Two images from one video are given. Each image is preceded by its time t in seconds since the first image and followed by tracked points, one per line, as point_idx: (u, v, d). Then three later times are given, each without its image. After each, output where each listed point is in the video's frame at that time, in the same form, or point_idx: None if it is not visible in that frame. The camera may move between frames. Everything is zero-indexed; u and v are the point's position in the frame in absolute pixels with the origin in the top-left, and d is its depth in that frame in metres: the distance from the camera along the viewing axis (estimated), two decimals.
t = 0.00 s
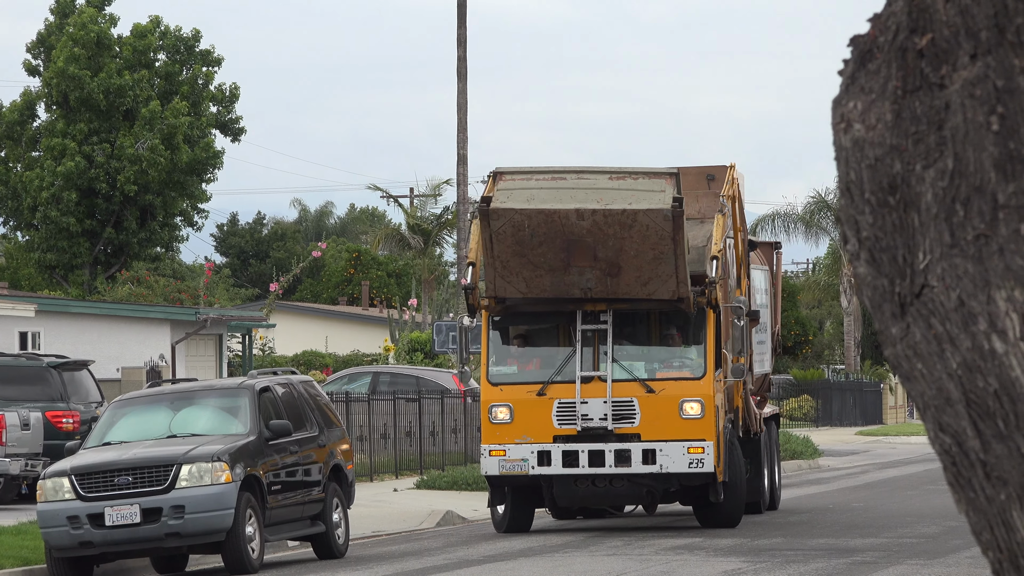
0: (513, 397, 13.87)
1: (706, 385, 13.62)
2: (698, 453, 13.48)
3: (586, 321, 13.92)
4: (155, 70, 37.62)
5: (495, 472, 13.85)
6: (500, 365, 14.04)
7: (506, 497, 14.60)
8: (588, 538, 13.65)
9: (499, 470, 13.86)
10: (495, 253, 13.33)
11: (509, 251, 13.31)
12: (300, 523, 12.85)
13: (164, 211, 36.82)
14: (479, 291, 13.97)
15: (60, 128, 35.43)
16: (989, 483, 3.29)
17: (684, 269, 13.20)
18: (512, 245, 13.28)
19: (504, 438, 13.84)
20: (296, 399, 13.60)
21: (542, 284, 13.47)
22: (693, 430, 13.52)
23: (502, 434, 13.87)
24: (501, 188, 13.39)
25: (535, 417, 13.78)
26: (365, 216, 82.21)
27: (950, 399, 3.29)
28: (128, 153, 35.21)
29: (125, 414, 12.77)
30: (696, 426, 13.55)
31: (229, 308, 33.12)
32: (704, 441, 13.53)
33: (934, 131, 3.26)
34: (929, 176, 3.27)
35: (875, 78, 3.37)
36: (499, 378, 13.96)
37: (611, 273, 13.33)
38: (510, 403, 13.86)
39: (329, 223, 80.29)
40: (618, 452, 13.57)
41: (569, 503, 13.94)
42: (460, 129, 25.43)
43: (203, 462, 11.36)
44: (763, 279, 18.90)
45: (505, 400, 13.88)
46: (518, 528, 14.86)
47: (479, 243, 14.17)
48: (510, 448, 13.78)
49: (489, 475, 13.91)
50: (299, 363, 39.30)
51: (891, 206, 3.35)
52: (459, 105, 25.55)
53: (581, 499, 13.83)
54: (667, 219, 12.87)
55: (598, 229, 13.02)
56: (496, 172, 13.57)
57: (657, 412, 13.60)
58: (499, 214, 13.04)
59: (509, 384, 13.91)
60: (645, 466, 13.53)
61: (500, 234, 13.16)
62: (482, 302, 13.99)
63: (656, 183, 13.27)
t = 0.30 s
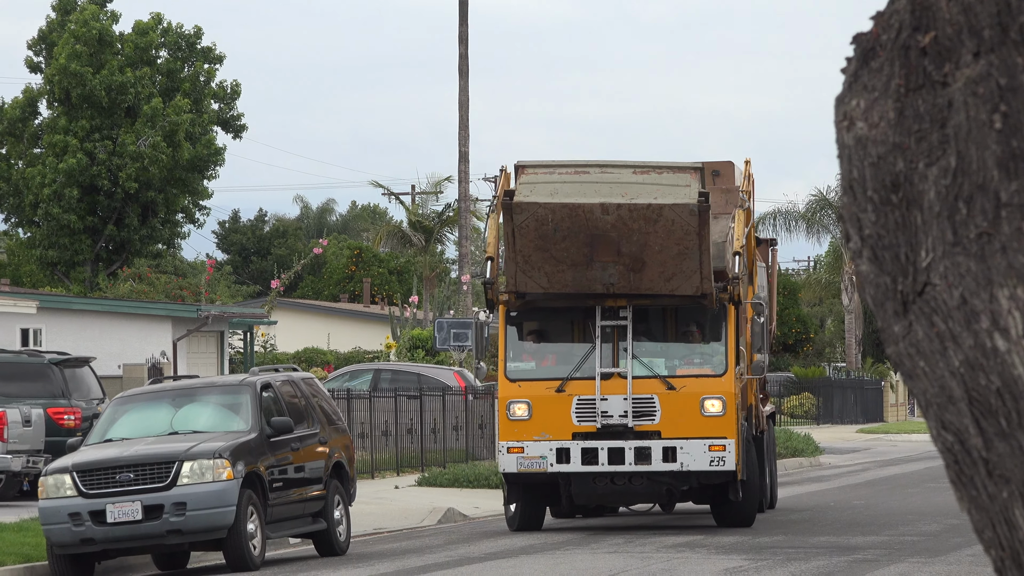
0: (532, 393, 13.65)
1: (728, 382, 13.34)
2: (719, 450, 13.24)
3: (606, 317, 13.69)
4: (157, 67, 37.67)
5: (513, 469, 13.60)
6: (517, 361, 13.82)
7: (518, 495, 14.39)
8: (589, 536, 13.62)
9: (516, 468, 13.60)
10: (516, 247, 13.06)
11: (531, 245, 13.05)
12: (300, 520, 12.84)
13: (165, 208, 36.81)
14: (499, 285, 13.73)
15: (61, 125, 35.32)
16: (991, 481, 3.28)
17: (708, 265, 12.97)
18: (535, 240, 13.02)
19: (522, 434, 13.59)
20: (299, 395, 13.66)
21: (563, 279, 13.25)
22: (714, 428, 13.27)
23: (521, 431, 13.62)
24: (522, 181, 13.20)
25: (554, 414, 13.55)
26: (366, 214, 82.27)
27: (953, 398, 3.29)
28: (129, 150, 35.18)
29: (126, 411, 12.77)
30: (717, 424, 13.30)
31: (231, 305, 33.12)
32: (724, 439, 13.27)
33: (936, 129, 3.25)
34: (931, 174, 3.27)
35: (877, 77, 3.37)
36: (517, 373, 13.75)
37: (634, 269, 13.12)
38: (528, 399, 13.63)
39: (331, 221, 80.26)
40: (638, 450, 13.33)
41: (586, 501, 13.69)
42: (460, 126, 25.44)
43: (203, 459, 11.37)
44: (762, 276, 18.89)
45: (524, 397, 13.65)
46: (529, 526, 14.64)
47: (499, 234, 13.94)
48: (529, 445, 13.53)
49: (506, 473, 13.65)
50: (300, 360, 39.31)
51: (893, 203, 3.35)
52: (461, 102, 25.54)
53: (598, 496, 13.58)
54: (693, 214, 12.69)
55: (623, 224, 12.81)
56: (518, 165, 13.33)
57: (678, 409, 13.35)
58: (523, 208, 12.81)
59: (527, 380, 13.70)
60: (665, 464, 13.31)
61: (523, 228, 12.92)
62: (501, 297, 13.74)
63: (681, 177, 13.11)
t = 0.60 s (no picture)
0: (545, 390, 13.40)
1: (743, 378, 13.18)
2: (735, 448, 13.05)
3: (619, 313, 13.43)
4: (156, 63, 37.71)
5: (526, 466, 13.37)
6: (528, 357, 13.54)
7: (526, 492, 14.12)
8: (588, 533, 13.62)
9: (529, 465, 13.38)
10: (532, 242, 12.72)
11: (547, 240, 12.69)
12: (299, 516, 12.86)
13: (164, 204, 36.82)
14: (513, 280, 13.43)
15: (61, 121, 35.22)
16: (990, 477, 3.28)
17: (727, 259, 12.66)
18: (551, 234, 12.66)
19: (534, 431, 13.36)
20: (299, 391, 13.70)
21: (579, 274, 12.87)
22: (730, 425, 13.11)
23: (533, 427, 13.39)
24: (539, 174, 12.78)
25: (567, 409, 13.31)
26: (364, 211, 82.34)
27: (951, 394, 3.29)
28: (127, 146, 35.17)
29: (124, 408, 12.76)
30: (733, 421, 13.13)
31: (229, 301, 33.11)
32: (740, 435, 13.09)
33: (935, 125, 3.26)
34: (930, 170, 3.27)
35: (876, 73, 3.38)
36: (530, 369, 13.47)
37: (651, 264, 12.79)
38: (541, 395, 13.38)
39: (329, 216, 80.29)
40: (652, 447, 13.15)
41: (598, 498, 13.48)
42: (459, 122, 25.42)
43: (201, 455, 11.37)
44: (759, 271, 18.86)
45: (537, 393, 13.40)
46: (535, 523, 14.41)
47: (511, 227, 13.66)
48: (542, 441, 13.29)
49: (518, 470, 13.42)
50: (298, 356, 39.33)
51: (891, 200, 3.36)
52: (459, 97, 25.54)
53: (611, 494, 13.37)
54: (712, 208, 12.37)
55: (641, 218, 12.48)
56: (533, 158, 13.00)
57: (693, 405, 13.18)
58: (539, 201, 12.45)
59: (540, 376, 13.43)
60: (681, 461, 13.13)
61: (538, 222, 12.56)
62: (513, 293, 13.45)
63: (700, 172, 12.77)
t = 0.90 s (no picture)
0: (554, 387, 13.03)
1: (756, 377, 12.88)
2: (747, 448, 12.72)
3: (630, 311, 13.07)
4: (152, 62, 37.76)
5: (535, 465, 13.00)
6: (536, 355, 13.19)
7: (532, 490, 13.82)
8: (585, 532, 13.60)
9: (538, 464, 12.99)
10: (543, 237, 12.33)
11: (560, 235, 12.30)
12: (296, 515, 12.86)
13: (161, 203, 36.84)
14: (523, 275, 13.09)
15: (57, 120, 35.23)
16: (987, 476, 3.28)
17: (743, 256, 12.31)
18: (564, 230, 12.30)
19: (544, 430, 12.98)
20: (295, 389, 13.71)
21: (591, 271, 12.47)
22: (742, 424, 12.79)
23: (542, 426, 13.01)
24: (552, 169, 12.56)
25: (577, 408, 12.95)
26: (362, 210, 82.45)
27: (948, 393, 3.29)
28: (124, 144, 35.18)
29: (121, 407, 12.76)
30: (745, 420, 12.82)
31: (224, 300, 33.13)
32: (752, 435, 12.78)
33: (931, 124, 3.26)
34: (927, 169, 3.28)
35: (872, 72, 3.39)
36: (538, 366, 13.13)
37: (665, 260, 12.41)
38: (551, 393, 13.01)
39: (327, 216, 80.29)
40: (663, 447, 12.82)
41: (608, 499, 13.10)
42: (456, 121, 25.42)
43: (198, 454, 11.36)
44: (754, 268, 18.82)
45: (546, 391, 13.03)
46: (540, 524, 14.10)
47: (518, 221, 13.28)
48: (551, 440, 12.92)
49: (527, 469, 13.06)
50: (295, 355, 39.34)
51: (889, 198, 3.36)
52: (455, 96, 25.53)
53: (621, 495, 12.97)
54: (728, 203, 12.10)
55: (657, 213, 12.19)
56: (545, 152, 12.77)
57: (705, 404, 12.85)
58: (553, 195, 12.14)
59: (549, 373, 13.08)
60: (692, 461, 12.80)
61: (551, 217, 12.21)
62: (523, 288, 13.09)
63: (714, 167, 12.59)
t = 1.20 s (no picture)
0: (564, 387, 12.83)
1: (769, 378, 12.79)
2: (760, 450, 12.59)
3: (642, 309, 12.96)
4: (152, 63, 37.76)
5: (543, 467, 12.76)
6: (545, 354, 13.01)
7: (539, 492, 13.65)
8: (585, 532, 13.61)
9: (547, 465, 12.76)
10: (558, 235, 12.18)
11: (573, 233, 12.15)
12: (295, 516, 12.83)
13: (160, 204, 36.84)
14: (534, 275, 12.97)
15: (57, 121, 35.21)
16: (986, 476, 3.28)
17: (759, 255, 12.25)
18: (578, 227, 12.13)
19: (553, 430, 12.76)
20: (296, 389, 13.71)
21: (605, 269, 12.34)
22: (755, 426, 12.64)
23: (551, 427, 12.78)
24: (565, 164, 12.26)
25: (588, 409, 12.75)
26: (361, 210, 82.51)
27: (948, 393, 3.29)
28: (123, 145, 35.17)
29: (121, 408, 12.76)
30: (759, 422, 12.68)
31: (224, 301, 33.16)
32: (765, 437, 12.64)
33: (931, 124, 3.26)
34: (926, 169, 3.28)
35: (872, 72, 3.39)
36: (548, 366, 12.94)
37: (680, 258, 12.30)
38: (561, 394, 12.81)
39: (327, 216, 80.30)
40: (675, 448, 12.64)
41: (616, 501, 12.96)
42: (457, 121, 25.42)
43: (198, 455, 11.37)
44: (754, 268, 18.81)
45: (556, 391, 12.83)
46: (545, 527, 13.89)
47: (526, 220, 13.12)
48: (561, 441, 12.70)
49: (535, 471, 12.82)
50: (295, 356, 39.36)
51: (887, 199, 3.37)
52: (456, 96, 25.51)
53: (632, 497, 12.88)
54: (746, 202, 11.98)
55: (673, 211, 12.04)
56: (559, 148, 12.37)
57: (718, 406, 12.71)
58: (567, 193, 11.94)
59: (560, 373, 12.89)
60: (704, 463, 12.63)
61: (565, 215, 12.04)
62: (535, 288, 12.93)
63: (733, 165, 12.22)
